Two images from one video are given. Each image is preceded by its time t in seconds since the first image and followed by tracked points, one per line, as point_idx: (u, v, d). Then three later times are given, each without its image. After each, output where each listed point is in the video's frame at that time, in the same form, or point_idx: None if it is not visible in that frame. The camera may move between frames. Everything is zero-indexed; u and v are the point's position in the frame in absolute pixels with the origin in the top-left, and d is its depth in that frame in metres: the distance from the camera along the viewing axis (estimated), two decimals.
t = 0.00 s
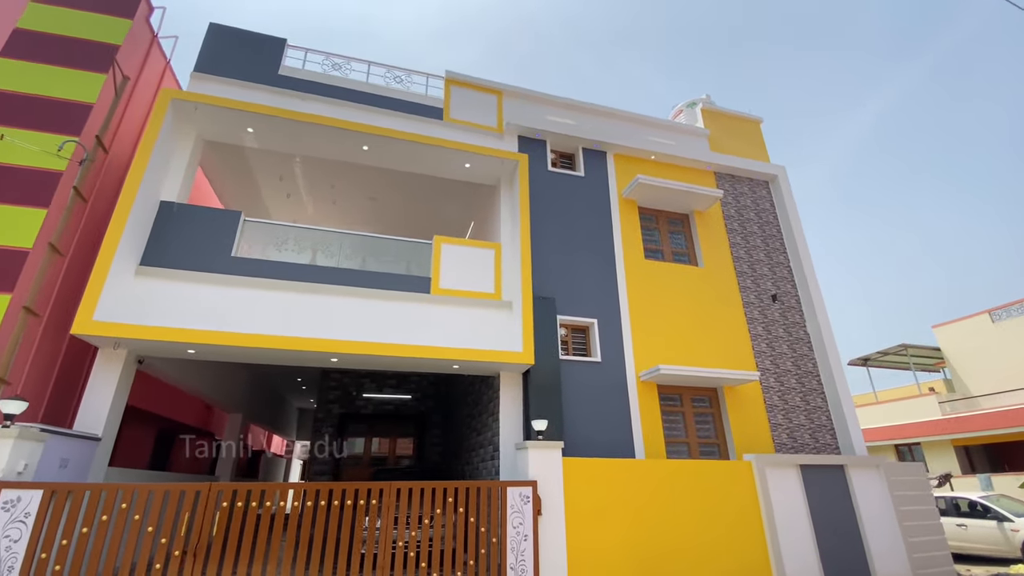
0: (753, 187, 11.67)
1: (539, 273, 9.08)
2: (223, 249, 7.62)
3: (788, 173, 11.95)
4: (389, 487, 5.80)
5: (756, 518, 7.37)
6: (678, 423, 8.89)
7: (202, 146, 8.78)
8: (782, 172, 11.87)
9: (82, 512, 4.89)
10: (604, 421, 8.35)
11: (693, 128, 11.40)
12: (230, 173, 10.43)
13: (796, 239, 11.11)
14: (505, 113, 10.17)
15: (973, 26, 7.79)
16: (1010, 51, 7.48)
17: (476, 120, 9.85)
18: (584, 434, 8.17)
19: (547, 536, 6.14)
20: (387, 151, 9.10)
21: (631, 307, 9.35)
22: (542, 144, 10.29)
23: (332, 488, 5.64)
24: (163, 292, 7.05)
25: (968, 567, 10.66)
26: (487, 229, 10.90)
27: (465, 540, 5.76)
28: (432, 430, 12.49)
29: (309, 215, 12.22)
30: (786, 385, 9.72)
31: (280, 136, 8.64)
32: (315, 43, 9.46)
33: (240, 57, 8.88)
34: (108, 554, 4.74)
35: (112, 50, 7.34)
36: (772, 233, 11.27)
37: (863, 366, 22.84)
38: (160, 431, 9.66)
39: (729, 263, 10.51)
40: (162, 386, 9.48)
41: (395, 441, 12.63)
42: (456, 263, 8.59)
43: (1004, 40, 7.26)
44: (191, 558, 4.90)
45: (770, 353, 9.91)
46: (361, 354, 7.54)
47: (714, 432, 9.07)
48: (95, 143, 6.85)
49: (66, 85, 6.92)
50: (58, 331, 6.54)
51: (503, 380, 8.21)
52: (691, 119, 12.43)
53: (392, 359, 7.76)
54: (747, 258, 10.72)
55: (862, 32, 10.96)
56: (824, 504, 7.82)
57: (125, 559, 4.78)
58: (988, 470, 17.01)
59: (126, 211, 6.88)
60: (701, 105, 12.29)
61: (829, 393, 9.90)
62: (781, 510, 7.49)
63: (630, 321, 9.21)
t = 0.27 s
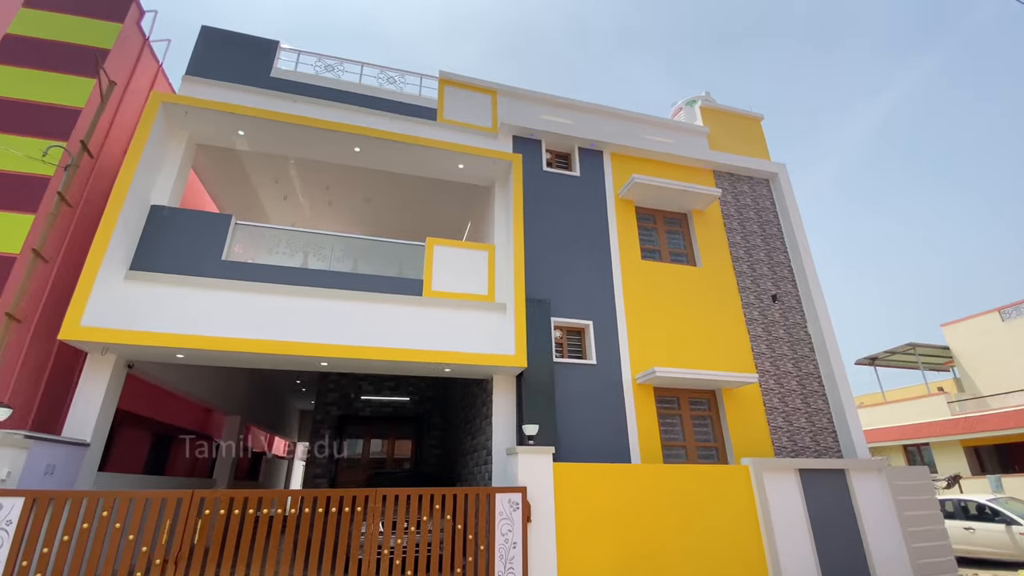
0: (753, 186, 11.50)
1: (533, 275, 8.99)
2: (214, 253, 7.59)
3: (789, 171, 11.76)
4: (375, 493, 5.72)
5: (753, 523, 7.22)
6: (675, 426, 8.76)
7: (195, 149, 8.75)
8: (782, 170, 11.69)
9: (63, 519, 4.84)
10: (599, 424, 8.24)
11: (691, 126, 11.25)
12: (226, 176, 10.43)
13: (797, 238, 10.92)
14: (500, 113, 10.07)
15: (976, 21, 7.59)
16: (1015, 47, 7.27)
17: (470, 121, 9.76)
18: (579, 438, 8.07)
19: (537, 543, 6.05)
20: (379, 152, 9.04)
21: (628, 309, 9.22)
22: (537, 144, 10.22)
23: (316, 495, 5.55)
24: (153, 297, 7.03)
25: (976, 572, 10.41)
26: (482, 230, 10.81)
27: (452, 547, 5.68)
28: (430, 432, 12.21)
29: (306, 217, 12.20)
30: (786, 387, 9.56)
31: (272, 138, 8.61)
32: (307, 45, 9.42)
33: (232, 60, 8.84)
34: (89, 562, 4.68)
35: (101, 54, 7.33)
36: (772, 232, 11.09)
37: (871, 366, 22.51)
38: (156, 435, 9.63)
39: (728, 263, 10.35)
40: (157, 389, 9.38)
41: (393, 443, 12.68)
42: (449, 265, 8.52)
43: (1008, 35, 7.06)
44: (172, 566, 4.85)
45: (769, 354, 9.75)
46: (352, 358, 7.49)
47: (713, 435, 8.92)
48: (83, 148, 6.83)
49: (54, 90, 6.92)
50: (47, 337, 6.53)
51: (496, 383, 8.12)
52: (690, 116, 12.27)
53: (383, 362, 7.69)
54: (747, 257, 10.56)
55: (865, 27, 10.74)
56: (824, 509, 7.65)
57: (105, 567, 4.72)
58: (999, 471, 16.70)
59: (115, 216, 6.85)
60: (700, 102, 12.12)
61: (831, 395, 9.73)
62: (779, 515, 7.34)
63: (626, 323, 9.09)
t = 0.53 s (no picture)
0: (755, 183, 11.34)
1: (529, 276, 8.91)
2: (208, 256, 7.58)
3: (791, 169, 11.59)
4: (365, 498, 5.67)
5: (752, 527, 7.11)
6: (674, 429, 8.65)
7: (190, 152, 8.76)
8: (784, 167, 11.52)
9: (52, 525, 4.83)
10: (597, 427, 8.15)
11: (691, 124, 11.11)
12: (223, 179, 10.41)
13: (800, 236, 10.76)
14: (496, 113, 9.99)
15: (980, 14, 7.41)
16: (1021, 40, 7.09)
17: (466, 121, 9.69)
18: (576, 441, 8.00)
19: (530, 549, 5.98)
20: (374, 153, 8.99)
21: (626, 309, 9.12)
22: (534, 144, 10.11)
23: (306, 499, 5.50)
24: (147, 301, 7.02)
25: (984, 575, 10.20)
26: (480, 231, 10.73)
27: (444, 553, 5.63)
28: (431, 433, 12.12)
29: (306, 219, 12.18)
30: (788, 388, 9.41)
31: (266, 141, 8.59)
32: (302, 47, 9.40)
33: (227, 63, 8.84)
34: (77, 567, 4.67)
35: (95, 58, 7.35)
36: (774, 230, 10.93)
37: (880, 365, 22.18)
38: (156, 437, 9.67)
39: (729, 262, 10.22)
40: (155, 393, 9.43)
41: (393, 444, 12.72)
42: (445, 267, 8.47)
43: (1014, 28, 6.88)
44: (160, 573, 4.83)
45: (771, 355, 9.61)
46: (346, 361, 7.46)
47: (713, 437, 8.80)
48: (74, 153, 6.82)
49: (47, 95, 6.93)
50: (42, 341, 6.55)
51: (492, 385, 8.04)
52: (691, 114, 12.13)
53: (376, 366, 7.64)
54: (748, 256, 10.41)
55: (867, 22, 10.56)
56: (826, 513, 7.52)
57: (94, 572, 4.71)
58: (1009, 471, 16.26)
59: (108, 220, 6.85)
60: (701, 100, 11.97)
61: (834, 396, 9.57)
62: (779, 520, 7.22)
63: (624, 324, 8.99)
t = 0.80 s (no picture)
0: (756, 180, 11.21)
1: (527, 276, 8.86)
2: (205, 258, 7.60)
3: (793, 164, 11.44)
4: (357, 500, 5.64)
5: (751, 527, 7.02)
6: (674, 428, 8.56)
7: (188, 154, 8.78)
8: (787, 163, 11.38)
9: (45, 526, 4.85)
10: (595, 427, 8.09)
11: (692, 121, 11.00)
12: (223, 181, 10.44)
13: (802, 233, 10.62)
14: (494, 112, 9.93)
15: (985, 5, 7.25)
16: None
17: (463, 120, 9.64)
18: (574, 440, 7.94)
19: (524, 550, 5.94)
20: (371, 153, 8.98)
21: (624, 308, 9.05)
22: (532, 142, 10.05)
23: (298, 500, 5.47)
24: (143, 303, 7.06)
25: None
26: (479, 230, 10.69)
27: (436, 555, 5.59)
28: (432, 433, 12.15)
29: (306, 220, 12.20)
30: (791, 387, 9.29)
31: (263, 142, 8.60)
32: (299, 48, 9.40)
33: (224, 65, 8.86)
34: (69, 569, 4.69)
35: (91, 61, 7.38)
36: (776, 227, 10.80)
37: (889, 363, 21.88)
38: (158, 437, 9.78)
39: (730, 260, 10.10)
40: (155, 394, 9.51)
41: (395, 444, 12.74)
42: (441, 266, 8.44)
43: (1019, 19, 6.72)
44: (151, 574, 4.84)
45: (773, 353, 9.49)
46: (342, 361, 7.45)
47: (713, 437, 8.70)
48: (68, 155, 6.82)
49: (43, 98, 6.97)
50: (39, 343, 6.59)
51: (489, 386, 8.00)
52: (692, 111, 12.00)
53: (372, 366, 7.63)
54: (749, 254, 10.29)
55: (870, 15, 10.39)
56: (828, 514, 7.41)
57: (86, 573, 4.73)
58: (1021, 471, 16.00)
59: (103, 222, 6.88)
60: (701, 96, 11.84)
61: (837, 394, 9.44)
62: (779, 521, 7.12)
63: (623, 323, 8.92)
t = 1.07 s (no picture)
0: (758, 176, 11.07)
1: (524, 275, 8.81)
2: (201, 259, 7.62)
3: (796, 160, 11.28)
4: (348, 501, 5.60)
5: (750, 528, 6.93)
6: (673, 428, 8.48)
7: (185, 155, 8.81)
8: (789, 159, 11.22)
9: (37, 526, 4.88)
10: (592, 427, 8.03)
11: (692, 117, 10.87)
12: (222, 182, 10.46)
13: (805, 230, 10.47)
14: (491, 110, 9.88)
15: None
16: None
17: (460, 119, 9.60)
18: (571, 440, 7.89)
19: (518, 552, 5.90)
20: (367, 153, 8.96)
21: (622, 307, 8.97)
22: (530, 140, 9.99)
23: (289, 500, 5.44)
24: (139, 304, 7.09)
25: None
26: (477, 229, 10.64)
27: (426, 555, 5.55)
28: (433, 433, 12.10)
29: (307, 221, 12.22)
30: (793, 386, 9.16)
31: (259, 142, 8.60)
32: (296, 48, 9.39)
33: (220, 66, 8.88)
34: (60, 569, 4.72)
35: (87, 64, 7.42)
36: (778, 224, 10.66)
37: (898, 361, 21.56)
38: (159, 438, 9.83)
39: (731, 257, 9.98)
40: (156, 396, 9.56)
41: (396, 443, 12.73)
42: (437, 266, 8.39)
43: None
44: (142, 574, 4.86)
45: (774, 352, 9.37)
46: (337, 362, 7.45)
47: (713, 437, 8.60)
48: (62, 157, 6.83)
49: (38, 101, 7.02)
50: (35, 345, 6.64)
51: (485, 386, 7.96)
52: (692, 107, 11.87)
53: (367, 366, 7.61)
54: (750, 252, 10.16)
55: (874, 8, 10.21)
56: (829, 515, 7.30)
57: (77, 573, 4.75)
58: None
59: (98, 224, 6.90)
60: (702, 92, 11.70)
61: (840, 394, 9.30)
62: (778, 523, 7.02)
63: (621, 322, 8.84)
